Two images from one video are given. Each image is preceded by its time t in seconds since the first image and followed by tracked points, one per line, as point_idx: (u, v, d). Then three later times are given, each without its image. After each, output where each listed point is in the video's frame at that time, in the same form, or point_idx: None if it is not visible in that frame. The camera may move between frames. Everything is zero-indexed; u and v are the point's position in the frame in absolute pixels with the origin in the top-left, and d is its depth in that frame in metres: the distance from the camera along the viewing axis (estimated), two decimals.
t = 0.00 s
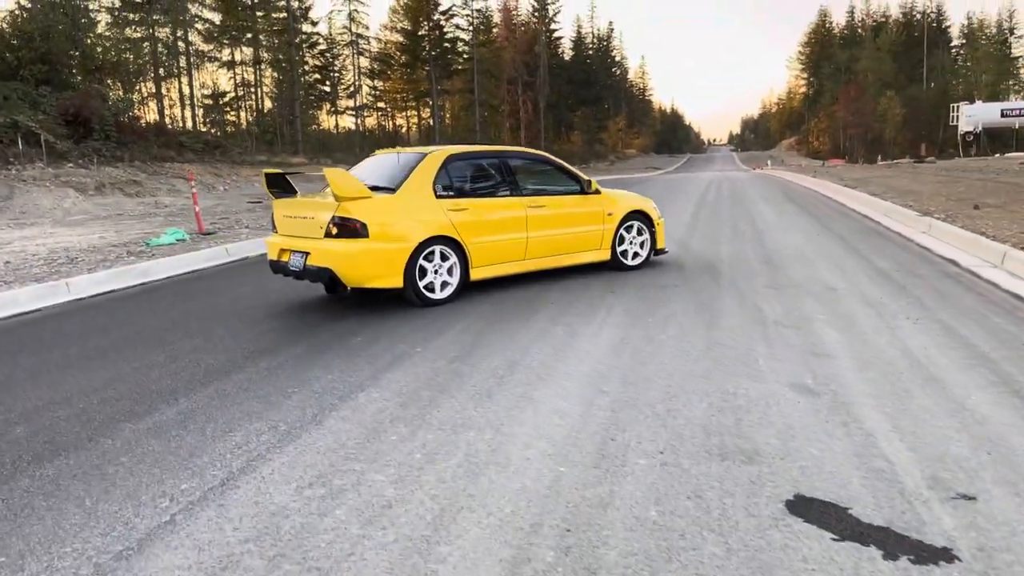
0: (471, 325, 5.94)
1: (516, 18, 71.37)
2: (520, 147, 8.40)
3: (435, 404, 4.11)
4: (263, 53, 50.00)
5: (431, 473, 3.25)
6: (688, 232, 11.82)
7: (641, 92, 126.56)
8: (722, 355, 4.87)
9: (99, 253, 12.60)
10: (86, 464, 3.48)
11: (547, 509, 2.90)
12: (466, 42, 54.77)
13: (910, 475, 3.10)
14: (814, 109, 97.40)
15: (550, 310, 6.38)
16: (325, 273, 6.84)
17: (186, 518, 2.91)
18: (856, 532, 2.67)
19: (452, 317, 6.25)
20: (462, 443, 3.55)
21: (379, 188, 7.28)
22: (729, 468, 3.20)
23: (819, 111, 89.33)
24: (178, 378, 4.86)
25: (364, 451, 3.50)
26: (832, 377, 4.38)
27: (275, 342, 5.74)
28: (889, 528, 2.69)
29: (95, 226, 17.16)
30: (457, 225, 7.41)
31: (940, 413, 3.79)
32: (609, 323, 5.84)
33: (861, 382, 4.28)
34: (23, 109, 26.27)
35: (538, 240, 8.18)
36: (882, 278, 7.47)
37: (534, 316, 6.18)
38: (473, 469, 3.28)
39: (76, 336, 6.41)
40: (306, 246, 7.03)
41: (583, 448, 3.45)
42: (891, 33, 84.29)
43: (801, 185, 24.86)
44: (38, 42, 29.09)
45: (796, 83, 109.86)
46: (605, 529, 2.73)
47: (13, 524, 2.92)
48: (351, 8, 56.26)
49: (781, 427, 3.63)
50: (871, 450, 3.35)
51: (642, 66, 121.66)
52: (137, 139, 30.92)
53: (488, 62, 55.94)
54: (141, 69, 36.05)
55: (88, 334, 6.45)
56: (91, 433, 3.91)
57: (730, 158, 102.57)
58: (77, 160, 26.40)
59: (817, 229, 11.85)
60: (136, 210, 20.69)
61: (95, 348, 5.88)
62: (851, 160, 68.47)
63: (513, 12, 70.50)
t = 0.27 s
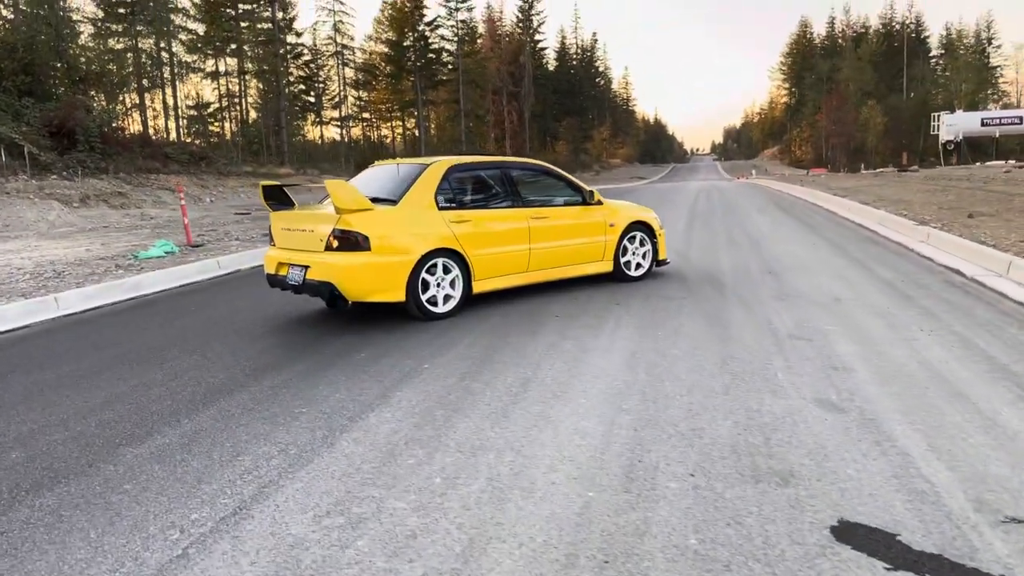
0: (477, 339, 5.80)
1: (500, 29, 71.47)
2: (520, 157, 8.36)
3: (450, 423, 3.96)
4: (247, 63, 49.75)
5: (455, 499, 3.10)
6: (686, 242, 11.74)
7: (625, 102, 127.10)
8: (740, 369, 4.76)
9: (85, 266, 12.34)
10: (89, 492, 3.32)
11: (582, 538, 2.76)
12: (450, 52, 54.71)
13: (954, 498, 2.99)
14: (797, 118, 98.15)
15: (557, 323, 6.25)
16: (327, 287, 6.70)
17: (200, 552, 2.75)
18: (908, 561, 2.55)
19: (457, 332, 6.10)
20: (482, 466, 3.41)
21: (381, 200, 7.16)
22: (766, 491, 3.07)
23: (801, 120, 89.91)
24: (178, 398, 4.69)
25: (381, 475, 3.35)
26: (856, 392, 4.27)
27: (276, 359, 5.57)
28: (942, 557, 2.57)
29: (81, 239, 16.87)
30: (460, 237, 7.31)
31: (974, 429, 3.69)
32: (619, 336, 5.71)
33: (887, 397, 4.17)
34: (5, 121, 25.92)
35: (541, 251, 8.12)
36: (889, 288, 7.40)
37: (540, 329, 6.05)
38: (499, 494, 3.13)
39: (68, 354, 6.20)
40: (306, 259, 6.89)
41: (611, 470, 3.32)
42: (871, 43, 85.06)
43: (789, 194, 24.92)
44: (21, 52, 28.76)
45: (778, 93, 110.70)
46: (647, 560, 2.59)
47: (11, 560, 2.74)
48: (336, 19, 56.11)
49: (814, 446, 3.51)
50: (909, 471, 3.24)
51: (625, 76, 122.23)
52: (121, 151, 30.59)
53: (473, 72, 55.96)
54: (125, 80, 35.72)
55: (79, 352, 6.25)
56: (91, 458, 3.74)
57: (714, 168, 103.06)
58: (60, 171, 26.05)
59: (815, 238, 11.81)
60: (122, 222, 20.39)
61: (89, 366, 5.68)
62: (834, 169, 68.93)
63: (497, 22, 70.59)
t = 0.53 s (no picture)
0: (488, 348, 5.70)
1: (485, 37, 71.52)
2: (522, 165, 8.32)
3: (471, 438, 3.86)
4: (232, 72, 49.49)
5: (488, 518, 3.00)
6: (683, 249, 11.69)
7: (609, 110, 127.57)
8: (759, 379, 4.69)
9: (75, 278, 12.12)
10: (103, 515, 3.19)
11: (626, 558, 2.66)
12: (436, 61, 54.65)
13: (1000, 511, 2.92)
14: (779, 125, 98.83)
15: (565, 332, 6.16)
16: (332, 298, 6.58)
17: None
18: None
19: (466, 342, 6.00)
20: (511, 482, 3.31)
21: (385, 209, 7.07)
22: (807, 506, 2.99)
23: (784, 127, 90.48)
24: (186, 414, 4.55)
25: (407, 493, 3.24)
26: (881, 400, 4.21)
27: (283, 372, 5.44)
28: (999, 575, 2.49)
29: (67, 250, 16.61)
30: (466, 246, 7.23)
31: (1007, 438, 3.62)
32: (631, 345, 5.63)
33: (914, 405, 4.11)
34: None
35: (546, 259, 8.09)
36: (895, 294, 7.36)
37: (550, 338, 5.95)
38: (533, 513, 3.03)
39: (66, 368, 6.04)
40: (310, 269, 6.78)
41: (644, 486, 3.23)
42: (852, 51, 85.78)
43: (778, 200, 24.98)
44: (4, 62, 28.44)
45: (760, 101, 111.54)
46: None
47: None
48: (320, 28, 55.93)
49: (849, 458, 3.43)
50: (950, 483, 3.16)
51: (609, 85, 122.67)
52: (107, 161, 30.29)
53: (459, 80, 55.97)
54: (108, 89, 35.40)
55: (77, 366, 6.08)
56: (102, 479, 3.60)
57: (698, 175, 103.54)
58: (45, 181, 25.73)
59: (813, 244, 11.80)
60: (108, 233, 20.13)
61: (89, 381, 5.52)
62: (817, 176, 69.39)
63: (482, 31, 70.63)
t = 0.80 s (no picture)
0: (498, 356, 5.62)
1: (467, 44, 71.49)
2: (524, 171, 8.28)
3: (495, 449, 3.78)
4: (214, 78, 49.19)
5: (523, 531, 2.93)
6: (680, 254, 11.67)
7: (591, 116, 128.01)
8: (778, 384, 4.65)
9: (64, 288, 11.92)
10: (123, 533, 3.08)
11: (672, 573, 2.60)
12: (418, 67, 54.55)
13: None
14: (760, 130, 99.54)
15: (574, 339, 6.10)
16: (336, 306, 6.48)
17: None
18: None
19: (475, 350, 5.92)
20: (542, 494, 3.24)
21: (390, 215, 7.00)
22: (847, 515, 2.94)
23: (765, 132, 91.07)
24: (197, 426, 4.44)
25: (436, 508, 3.16)
26: (904, 406, 4.17)
27: (291, 382, 5.34)
28: None
29: (53, 259, 16.37)
30: (471, 252, 7.16)
31: None
32: (644, 351, 5.58)
33: (939, 410, 4.07)
34: None
35: (551, 266, 8.04)
36: (900, 297, 7.35)
37: (561, 345, 5.89)
38: (570, 525, 2.96)
39: (65, 380, 5.89)
40: (312, 278, 6.68)
41: (680, 496, 3.16)
42: (831, 56, 86.51)
43: (766, 205, 25.08)
44: None
45: (740, 106, 112.34)
46: None
47: None
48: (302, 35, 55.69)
49: (882, 466, 3.38)
50: (987, 490, 3.12)
51: (590, 91, 123.10)
52: (90, 168, 29.97)
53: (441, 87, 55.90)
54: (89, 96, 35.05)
55: (76, 377, 5.95)
56: (117, 495, 3.50)
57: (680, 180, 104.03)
58: (27, 190, 25.42)
59: (809, 248, 11.82)
60: (94, 242, 19.90)
61: (91, 392, 5.40)
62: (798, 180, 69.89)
63: (464, 37, 70.58)
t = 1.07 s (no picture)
0: (504, 359, 5.60)
1: (451, 49, 71.46)
2: (522, 174, 8.27)
3: (511, 452, 3.75)
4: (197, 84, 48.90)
5: (550, 534, 2.90)
6: (673, 258, 11.69)
7: (574, 122, 128.35)
8: (789, 385, 4.65)
9: (52, 294, 11.78)
10: (140, 541, 3.03)
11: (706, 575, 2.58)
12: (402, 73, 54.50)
13: None
14: (742, 135, 100.15)
15: (579, 341, 6.08)
16: (335, 310, 6.43)
17: None
18: None
19: (479, 354, 5.89)
20: (565, 497, 3.21)
21: (389, 219, 6.97)
22: (873, 515, 2.93)
23: (747, 136, 91.63)
24: (205, 432, 4.38)
25: (459, 512, 3.13)
26: (917, 405, 4.18)
27: (296, 388, 5.29)
28: None
29: (39, 266, 16.19)
30: (471, 256, 7.13)
31: None
32: (650, 354, 5.57)
33: (952, 410, 4.08)
34: None
35: (549, 269, 8.03)
36: (899, 299, 7.39)
37: (566, 348, 5.87)
38: (596, 528, 2.94)
39: (64, 387, 5.81)
40: (311, 283, 6.63)
41: (705, 497, 3.15)
42: (812, 61, 87.17)
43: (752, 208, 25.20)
44: None
45: (722, 111, 113.02)
46: None
47: None
48: (285, 40, 55.46)
49: (902, 465, 3.39)
50: (1010, 489, 3.12)
51: (573, 97, 123.46)
52: (72, 175, 29.69)
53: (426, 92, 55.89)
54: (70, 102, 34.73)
55: (74, 385, 5.85)
56: (131, 502, 3.44)
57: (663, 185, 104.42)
58: (10, 196, 25.15)
59: (801, 251, 11.87)
60: (79, 249, 19.70)
61: (92, 400, 5.32)
62: (780, 184, 70.34)
63: (448, 43, 70.62)
